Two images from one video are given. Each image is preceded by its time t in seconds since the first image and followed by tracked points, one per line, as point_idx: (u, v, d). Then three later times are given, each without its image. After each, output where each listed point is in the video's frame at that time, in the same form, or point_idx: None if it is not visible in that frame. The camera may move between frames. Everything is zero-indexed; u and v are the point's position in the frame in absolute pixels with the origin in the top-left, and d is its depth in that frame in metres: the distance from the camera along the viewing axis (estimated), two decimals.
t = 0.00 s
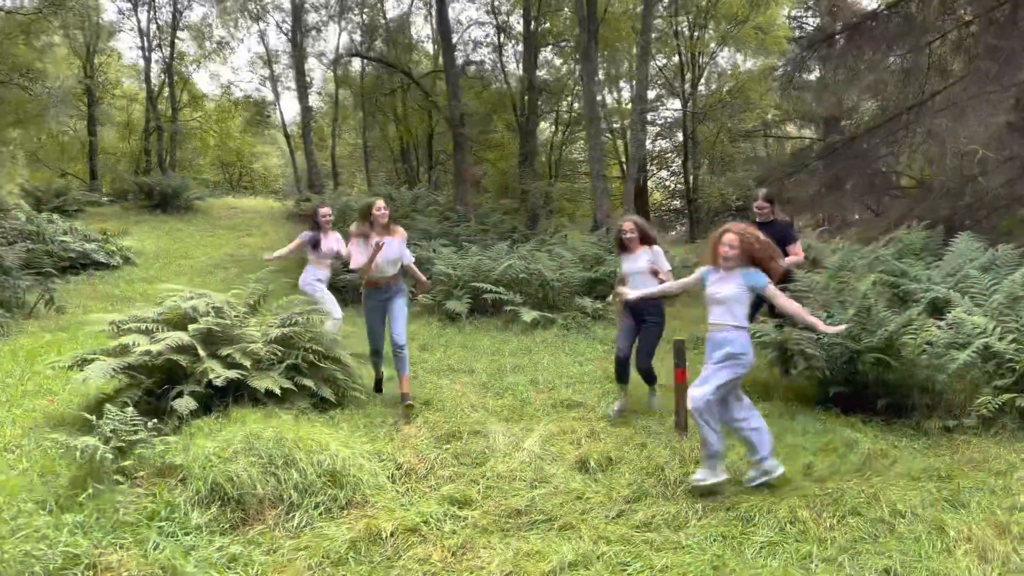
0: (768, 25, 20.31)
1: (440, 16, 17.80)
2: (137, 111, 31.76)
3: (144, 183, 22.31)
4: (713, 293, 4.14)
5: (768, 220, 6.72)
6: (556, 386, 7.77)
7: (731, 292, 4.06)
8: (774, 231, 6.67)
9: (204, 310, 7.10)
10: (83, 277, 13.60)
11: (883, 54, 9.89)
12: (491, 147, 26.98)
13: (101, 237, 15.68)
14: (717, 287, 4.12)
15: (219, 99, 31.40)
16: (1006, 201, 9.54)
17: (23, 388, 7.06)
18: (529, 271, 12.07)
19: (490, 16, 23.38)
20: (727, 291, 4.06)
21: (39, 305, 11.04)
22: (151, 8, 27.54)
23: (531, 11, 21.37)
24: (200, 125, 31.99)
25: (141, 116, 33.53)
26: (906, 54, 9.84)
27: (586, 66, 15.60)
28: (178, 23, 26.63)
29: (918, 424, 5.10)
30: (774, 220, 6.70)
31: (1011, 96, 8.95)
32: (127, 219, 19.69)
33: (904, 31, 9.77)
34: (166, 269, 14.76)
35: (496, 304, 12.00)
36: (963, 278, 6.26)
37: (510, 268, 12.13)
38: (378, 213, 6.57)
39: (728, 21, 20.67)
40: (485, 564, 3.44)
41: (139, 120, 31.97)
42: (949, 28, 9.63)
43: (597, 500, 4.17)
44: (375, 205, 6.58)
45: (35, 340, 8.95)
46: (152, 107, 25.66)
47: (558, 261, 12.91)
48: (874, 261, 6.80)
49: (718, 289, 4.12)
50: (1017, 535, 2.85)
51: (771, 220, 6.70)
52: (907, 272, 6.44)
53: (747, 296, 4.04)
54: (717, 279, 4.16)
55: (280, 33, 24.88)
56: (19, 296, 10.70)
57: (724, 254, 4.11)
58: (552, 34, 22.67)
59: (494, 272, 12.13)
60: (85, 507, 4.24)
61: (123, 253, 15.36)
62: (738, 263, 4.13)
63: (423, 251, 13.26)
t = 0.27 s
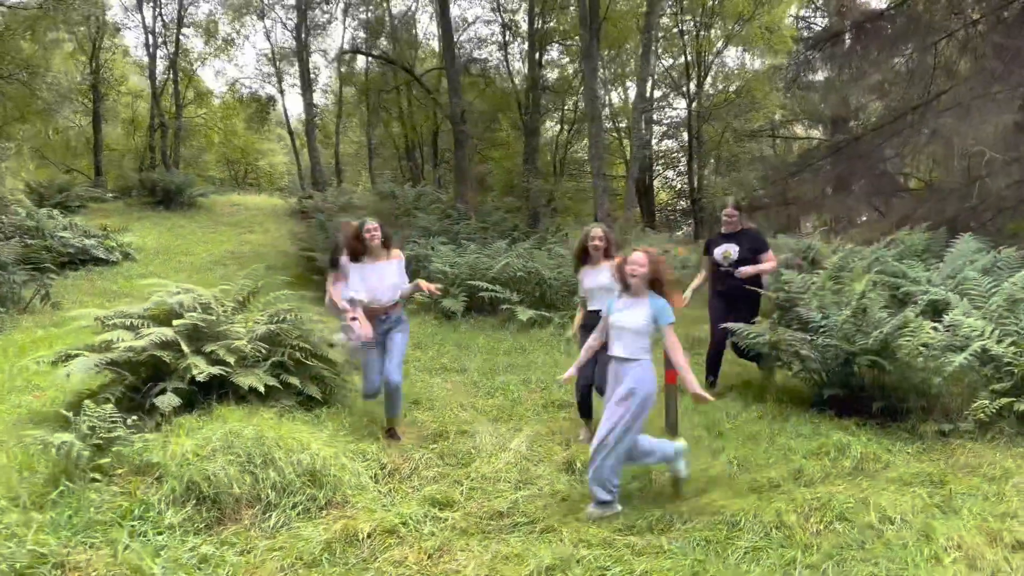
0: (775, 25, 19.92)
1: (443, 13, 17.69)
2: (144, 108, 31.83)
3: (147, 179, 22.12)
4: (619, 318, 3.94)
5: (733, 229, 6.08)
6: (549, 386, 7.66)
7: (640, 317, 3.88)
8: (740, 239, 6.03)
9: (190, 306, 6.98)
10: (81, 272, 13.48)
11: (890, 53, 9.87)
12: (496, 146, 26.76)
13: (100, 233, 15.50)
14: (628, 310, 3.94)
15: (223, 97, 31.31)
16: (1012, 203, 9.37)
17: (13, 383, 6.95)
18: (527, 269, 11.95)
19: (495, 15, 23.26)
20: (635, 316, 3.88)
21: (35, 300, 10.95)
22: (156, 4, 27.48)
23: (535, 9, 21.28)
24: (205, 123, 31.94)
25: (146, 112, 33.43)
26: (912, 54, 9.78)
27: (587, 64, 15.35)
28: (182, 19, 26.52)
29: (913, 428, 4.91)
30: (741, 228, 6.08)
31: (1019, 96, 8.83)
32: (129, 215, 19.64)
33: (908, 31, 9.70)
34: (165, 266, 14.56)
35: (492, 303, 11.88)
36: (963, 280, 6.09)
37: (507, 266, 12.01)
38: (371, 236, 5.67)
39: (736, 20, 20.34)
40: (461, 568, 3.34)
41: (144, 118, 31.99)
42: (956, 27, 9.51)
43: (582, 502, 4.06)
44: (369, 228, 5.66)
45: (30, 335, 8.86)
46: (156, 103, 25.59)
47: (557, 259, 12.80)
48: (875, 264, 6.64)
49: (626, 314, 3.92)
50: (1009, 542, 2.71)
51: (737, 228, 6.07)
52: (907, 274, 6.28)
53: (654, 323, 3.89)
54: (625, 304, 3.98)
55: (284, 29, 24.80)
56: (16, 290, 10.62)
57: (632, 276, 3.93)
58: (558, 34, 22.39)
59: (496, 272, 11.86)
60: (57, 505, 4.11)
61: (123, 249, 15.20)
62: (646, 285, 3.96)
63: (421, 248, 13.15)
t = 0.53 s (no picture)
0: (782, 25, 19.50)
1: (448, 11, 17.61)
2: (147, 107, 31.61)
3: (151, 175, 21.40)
4: (550, 290, 3.77)
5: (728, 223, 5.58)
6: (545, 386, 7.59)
7: (575, 288, 3.73)
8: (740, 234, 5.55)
9: (184, 302, 6.90)
10: (85, 269, 13.36)
11: (896, 55, 9.78)
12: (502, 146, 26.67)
13: (105, 229, 15.27)
14: (557, 279, 3.78)
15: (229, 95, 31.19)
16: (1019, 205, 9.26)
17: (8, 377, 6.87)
18: (527, 269, 11.87)
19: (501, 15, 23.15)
20: (568, 286, 3.74)
21: (35, 296, 10.87)
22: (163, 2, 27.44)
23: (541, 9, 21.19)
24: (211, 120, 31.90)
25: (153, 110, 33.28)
26: (920, 56, 9.64)
27: (590, 63, 15.18)
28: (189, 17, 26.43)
29: (909, 432, 4.82)
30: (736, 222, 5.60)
31: None
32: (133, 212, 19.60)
33: (915, 31, 9.58)
34: (168, 262, 14.23)
35: (492, 302, 11.80)
36: (965, 283, 5.98)
37: (507, 266, 11.93)
38: (348, 218, 5.13)
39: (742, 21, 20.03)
40: (445, 569, 3.27)
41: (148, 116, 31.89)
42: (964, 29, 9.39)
43: (571, 503, 4.01)
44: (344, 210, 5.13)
45: (30, 330, 8.80)
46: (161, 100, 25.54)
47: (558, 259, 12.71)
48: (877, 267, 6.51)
49: (557, 285, 3.76)
50: (1001, 548, 2.64)
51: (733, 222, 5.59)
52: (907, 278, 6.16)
53: (588, 291, 3.77)
54: (554, 275, 3.80)
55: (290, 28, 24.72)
56: (17, 286, 10.56)
57: (563, 245, 3.76)
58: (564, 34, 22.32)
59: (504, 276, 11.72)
60: (42, 501, 4.04)
61: (128, 245, 14.97)
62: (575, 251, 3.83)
63: (422, 247, 13.07)
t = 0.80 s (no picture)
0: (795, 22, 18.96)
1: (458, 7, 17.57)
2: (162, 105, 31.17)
3: (164, 170, 20.87)
4: (489, 333, 3.46)
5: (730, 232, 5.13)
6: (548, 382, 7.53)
7: (516, 326, 3.47)
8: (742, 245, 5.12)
9: (185, 295, 6.84)
10: (96, 262, 13.21)
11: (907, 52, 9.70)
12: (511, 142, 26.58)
13: (116, 223, 15.11)
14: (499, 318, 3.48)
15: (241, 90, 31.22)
16: None
17: (8, 368, 6.80)
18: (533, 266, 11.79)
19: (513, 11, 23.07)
20: (512, 327, 3.47)
21: (45, 288, 10.87)
22: None
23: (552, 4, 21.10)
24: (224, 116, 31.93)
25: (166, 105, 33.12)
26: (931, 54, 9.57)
27: (601, 58, 15.08)
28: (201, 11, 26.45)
29: (910, 432, 4.73)
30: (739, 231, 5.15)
31: None
32: (143, 205, 19.64)
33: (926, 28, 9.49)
34: (178, 257, 14.11)
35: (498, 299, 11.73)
36: (973, 282, 5.80)
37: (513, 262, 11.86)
38: (335, 226, 4.37)
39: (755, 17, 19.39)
40: (432, 561, 3.24)
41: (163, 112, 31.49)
42: (976, 27, 9.29)
43: (562, 497, 3.96)
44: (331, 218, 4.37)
45: (38, 322, 8.79)
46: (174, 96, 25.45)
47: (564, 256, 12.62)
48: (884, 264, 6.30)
49: (497, 326, 3.47)
50: (994, 547, 2.58)
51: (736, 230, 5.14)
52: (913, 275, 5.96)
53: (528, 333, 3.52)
54: (492, 314, 3.51)
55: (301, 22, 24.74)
56: (27, 278, 10.53)
57: (501, 279, 3.44)
58: (575, 31, 22.18)
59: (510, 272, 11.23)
60: (37, 490, 4.02)
61: (139, 240, 14.79)
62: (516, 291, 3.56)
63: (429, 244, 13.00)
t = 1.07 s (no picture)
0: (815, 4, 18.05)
1: None
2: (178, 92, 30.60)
3: (178, 156, 20.89)
4: (476, 302, 3.44)
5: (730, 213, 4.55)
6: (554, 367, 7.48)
7: (504, 291, 3.48)
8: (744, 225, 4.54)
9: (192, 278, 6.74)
10: (110, 246, 13.33)
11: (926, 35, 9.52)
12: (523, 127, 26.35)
13: (130, 208, 15.21)
14: (485, 284, 3.47)
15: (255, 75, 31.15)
16: None
17: (17, 350, 6.79)
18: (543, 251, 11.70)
19: None
20: (500, 291, 3.47)
21: (59, 272, 10.94)
22: None
23: None
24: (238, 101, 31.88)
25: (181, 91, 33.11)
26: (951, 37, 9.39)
27: (614, 42, 14.83)
28: None
29: (916, 418, 4.65)
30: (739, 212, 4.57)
31: None
32: (158, 190, 19.68)
33: (945, 10, 9.27)
34: (190, 241, 14.15)
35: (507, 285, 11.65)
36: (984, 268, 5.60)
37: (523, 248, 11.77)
38: (314, 200, 4.22)
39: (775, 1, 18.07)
40: (425, 542, 3.23)
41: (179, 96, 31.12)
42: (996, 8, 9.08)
43: (559, 482, 3.92)
44: (310, 190, 4.21)
45: (51, 305, 8.82)
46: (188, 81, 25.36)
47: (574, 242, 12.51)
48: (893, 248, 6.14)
49: (486, 294, 3.45)
50: (992, 534, 2.51)
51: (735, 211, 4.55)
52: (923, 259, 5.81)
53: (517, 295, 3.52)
54: (476, 283, 3.50)
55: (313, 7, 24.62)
56: (42, 262, 10.61)
57: (480, 248, 3.46)
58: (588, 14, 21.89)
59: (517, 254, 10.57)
60: (39, 468, 4.03)
61: (152, 225, 14.87)
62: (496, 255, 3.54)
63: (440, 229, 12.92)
